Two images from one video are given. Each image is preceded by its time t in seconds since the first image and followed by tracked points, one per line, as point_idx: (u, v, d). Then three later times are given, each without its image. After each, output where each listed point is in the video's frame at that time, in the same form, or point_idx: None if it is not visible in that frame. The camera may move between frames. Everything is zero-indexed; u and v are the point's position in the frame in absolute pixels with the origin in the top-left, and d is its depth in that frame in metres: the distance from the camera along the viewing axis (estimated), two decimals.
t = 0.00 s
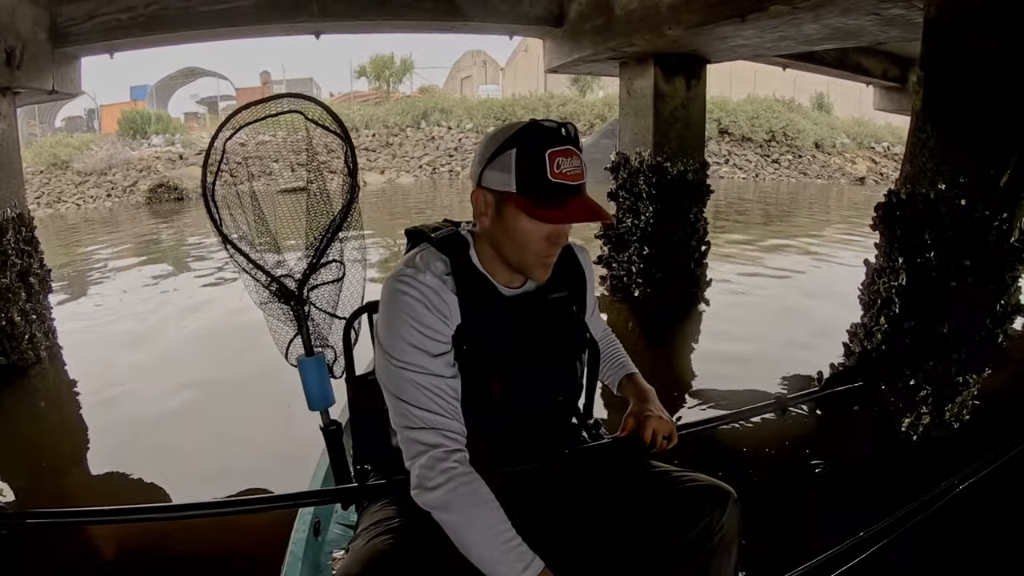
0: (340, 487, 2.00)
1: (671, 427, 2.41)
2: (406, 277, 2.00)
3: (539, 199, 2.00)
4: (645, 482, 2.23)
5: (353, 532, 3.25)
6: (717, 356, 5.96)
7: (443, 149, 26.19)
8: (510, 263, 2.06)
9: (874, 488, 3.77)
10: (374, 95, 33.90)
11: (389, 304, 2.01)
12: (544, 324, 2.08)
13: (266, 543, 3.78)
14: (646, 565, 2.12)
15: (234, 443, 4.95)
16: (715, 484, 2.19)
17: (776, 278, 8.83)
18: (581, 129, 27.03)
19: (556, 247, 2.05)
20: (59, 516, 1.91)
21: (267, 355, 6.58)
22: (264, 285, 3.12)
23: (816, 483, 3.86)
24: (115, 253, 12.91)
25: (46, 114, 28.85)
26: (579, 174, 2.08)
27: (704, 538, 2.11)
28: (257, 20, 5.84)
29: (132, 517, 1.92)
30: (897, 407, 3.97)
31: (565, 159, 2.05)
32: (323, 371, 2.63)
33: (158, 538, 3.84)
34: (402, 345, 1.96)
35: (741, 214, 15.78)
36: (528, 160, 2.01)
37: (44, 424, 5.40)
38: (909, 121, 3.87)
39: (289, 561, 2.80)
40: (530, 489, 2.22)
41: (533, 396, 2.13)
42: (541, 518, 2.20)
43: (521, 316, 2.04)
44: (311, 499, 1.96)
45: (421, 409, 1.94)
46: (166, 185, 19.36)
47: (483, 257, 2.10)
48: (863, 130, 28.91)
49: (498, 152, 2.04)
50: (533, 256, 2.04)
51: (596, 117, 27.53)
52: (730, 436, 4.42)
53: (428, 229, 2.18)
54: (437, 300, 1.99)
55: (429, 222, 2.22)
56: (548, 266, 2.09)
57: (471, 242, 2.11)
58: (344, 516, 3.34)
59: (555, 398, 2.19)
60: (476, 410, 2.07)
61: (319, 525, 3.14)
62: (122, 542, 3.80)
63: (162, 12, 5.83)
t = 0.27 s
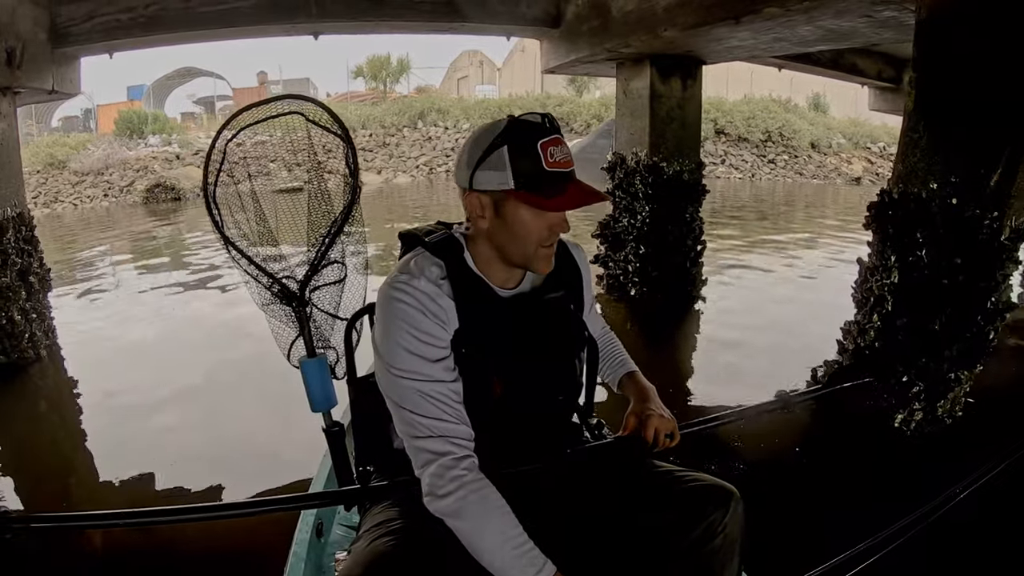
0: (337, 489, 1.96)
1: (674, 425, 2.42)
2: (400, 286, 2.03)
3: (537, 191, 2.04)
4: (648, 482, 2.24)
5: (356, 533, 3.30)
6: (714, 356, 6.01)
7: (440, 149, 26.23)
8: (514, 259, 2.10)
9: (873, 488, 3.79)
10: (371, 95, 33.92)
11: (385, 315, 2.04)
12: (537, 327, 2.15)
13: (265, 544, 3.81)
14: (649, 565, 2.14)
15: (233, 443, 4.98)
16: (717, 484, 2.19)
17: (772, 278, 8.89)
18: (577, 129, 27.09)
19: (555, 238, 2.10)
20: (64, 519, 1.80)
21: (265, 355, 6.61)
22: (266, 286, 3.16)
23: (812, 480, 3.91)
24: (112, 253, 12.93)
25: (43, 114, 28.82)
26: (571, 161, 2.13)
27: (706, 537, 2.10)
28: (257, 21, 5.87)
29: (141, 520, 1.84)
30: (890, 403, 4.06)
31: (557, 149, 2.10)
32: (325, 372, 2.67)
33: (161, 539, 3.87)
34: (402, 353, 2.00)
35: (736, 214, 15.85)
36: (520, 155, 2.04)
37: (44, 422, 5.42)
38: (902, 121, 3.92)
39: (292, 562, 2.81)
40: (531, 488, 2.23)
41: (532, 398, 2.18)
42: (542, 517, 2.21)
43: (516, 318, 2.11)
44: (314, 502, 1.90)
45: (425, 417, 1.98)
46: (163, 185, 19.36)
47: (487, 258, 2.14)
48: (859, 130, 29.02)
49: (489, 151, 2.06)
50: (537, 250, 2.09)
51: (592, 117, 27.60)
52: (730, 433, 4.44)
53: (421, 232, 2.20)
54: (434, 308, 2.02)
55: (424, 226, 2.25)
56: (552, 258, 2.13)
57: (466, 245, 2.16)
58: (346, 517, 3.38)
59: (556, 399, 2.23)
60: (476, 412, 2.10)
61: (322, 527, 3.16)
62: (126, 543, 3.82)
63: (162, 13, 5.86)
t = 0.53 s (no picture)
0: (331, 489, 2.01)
1: (671, 424, 2.44)
2: (394, 286, 2.07)
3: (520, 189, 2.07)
4: (647, 482, 2.27)
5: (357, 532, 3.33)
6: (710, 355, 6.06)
7: (436, 149, 26.26)
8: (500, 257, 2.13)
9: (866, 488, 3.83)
10: (368, 95, 33.94)
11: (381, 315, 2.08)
12: (530, 328, 2.19)
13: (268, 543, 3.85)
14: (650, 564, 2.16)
15: (231, 441, 5.01)
16: (717, 482, 2.21)
17: (767, 278, 8.96)
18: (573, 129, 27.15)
19: (541, 236, 2.13)
20: (66, 519, 1.87)
21: (264, 353, 6.65)
22: (268, 286, 3.23)
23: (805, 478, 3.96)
24: (109, 252, 12.94)
25: (39, 112, 28.77)
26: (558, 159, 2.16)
27: (706, 537, 2.13)
28: (256, 20, 5.91)
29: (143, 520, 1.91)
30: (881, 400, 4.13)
31: (541, 147, 2.13)
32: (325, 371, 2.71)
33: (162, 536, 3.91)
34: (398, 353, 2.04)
35: (732, 215, 15.92)
36: (504, 153, 2.08)
37: (42, 419, 5.45)
38: (894, 122, 3.98)
39: (294, 561, 2.85)
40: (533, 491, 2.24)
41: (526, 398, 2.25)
42: (546, 517, 2.23)
43: (511, 322, 2.14)
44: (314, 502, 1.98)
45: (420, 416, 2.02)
46: (159, 183, 19.35)
47: (475, 256, 2.19)
48: (855, 131, 29.14)
49: (474, 147, 2.12)
50: (521, 248, 2.11)
51: (589, 117, 27.67)
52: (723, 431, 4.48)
53: (416, 233, 2.24)
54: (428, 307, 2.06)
55: (418, 226, 2.28)
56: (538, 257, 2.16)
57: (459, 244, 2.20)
58: (348, 516, 3.42)
59: (553, 397, 2.30)
60: (473, 413, 2.15)
61: (324, 526, 3.21)
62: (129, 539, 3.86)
63: (161, 12, 5.90)
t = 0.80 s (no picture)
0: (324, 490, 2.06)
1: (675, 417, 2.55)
2: (391, 260, 2.13)
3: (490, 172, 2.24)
4: (648, 478, 2.29)
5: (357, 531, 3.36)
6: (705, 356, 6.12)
7: (433, 149, 26.32)
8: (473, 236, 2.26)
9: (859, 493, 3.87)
10: (364, 95, 33.98)
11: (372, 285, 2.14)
12: (525, 325, 2.23)
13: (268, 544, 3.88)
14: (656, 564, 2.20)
15: (229, 439, 5.07)
16: (718, 479, 2.28)
17: (761, 280, 9.03)
18: (570, 130, 27.23)
19: (508, 214, 2.22)
20: (66, 523, 1.96)
21: (262, 351, 6.70)
22: (268, 285, 3.29)
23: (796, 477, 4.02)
24: (106, 250, 12.96)
25: (35, 110, 28.75)
26: (533, 143, 2.24)
27: (708, 535, 2.21)
28: (255, 20, 5.95)
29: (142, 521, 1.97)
30: (873, 398, 4.18)
31: (512, 130, 2.23)
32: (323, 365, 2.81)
33: (161, 536, 3.95)
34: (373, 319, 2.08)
35: (727, 217, 16.01)
36: (476, 136, 2.28)
37: (41, 416, 5.48)
38: (884, 124, 4.05)
39: (295, 560, 2.89)
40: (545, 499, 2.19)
41: (521, 394, 2.26)
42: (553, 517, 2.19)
43: (507, 318, 2.21)
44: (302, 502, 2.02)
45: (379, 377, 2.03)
46: (156, 182, 19.36)
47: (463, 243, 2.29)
48: (850, 134, 29.28)
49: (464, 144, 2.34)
50: (494, 229, 2.21)
51: (585, 119, 27.76)
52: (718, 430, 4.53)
53: (417, 225, 2.31)
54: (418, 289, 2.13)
55: (419, 220, 2.35)
56: (516, 239, 2.23)
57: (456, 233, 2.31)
58: (349, 515, 3.46)
59: (548, 393, 2.33)
60: (468, 408, 2.17)
61: (325, 525, 3.26)
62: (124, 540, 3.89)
63: (161, 11, 5.93)
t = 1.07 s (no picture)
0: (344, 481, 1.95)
1: (668, 421, 2.47)
2: (389, 247, 2.30)
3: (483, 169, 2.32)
4: (640, 476, 2.17)
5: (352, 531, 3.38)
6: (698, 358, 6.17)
7: (430, 150, 26.39)
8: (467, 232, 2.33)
9: (848, 494, 3.94)
10: (362, 95, 34.04)
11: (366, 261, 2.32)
12: (516, 322, 2.27)
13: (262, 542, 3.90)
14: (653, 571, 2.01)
15: (225, 438, 5.10)
16: (712, 483, 2.19)
17: (753, 283, 9.10)
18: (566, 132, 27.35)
19: (500, 211, 2.29)
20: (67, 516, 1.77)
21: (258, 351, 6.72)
22: (263, 285, 3.31)
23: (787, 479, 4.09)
24: (103, 248, 13.01)
25: (31, 107, 28.75)
26: (527, 142, 2.30)
27: (701, 538, 2.08)
28: (255, 21, 6.00)
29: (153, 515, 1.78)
30: (861, 399, 4.40)
31: (506, 129, 2.30)
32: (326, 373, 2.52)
33: (156, 534, 3.98)
34: (349, 292, 2.27)
35: (722, 219, 16.10)
36: (472, 136, 2.35)
37: (39, 413, 5.51)
38: (873, 128, 4.11)
39: (289, 562, 2.92)
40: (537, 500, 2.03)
41: (508, 388, 2.28)
42: (544, 514, 2.01)
43: (498, 314, 2.26)
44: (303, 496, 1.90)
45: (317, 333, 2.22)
46: (153, 180, 19.41)
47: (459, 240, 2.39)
48: (845, 138, 29.43)
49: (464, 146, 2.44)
50: (483, 224, 2.29)
51: (581, 121, 27.88)
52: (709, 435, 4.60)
53: (416, 223, 2.41)
54: (404, 292, 2.30)
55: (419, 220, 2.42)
56: (505, 236, 2.28)
57: (454, 233, 2.39)
58: (343, 516, 3.47)
59: (539, 388, 2.33)
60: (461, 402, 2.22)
61: (319, 526, 3.27)
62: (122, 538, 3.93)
63: (161, 10, 5.97)
